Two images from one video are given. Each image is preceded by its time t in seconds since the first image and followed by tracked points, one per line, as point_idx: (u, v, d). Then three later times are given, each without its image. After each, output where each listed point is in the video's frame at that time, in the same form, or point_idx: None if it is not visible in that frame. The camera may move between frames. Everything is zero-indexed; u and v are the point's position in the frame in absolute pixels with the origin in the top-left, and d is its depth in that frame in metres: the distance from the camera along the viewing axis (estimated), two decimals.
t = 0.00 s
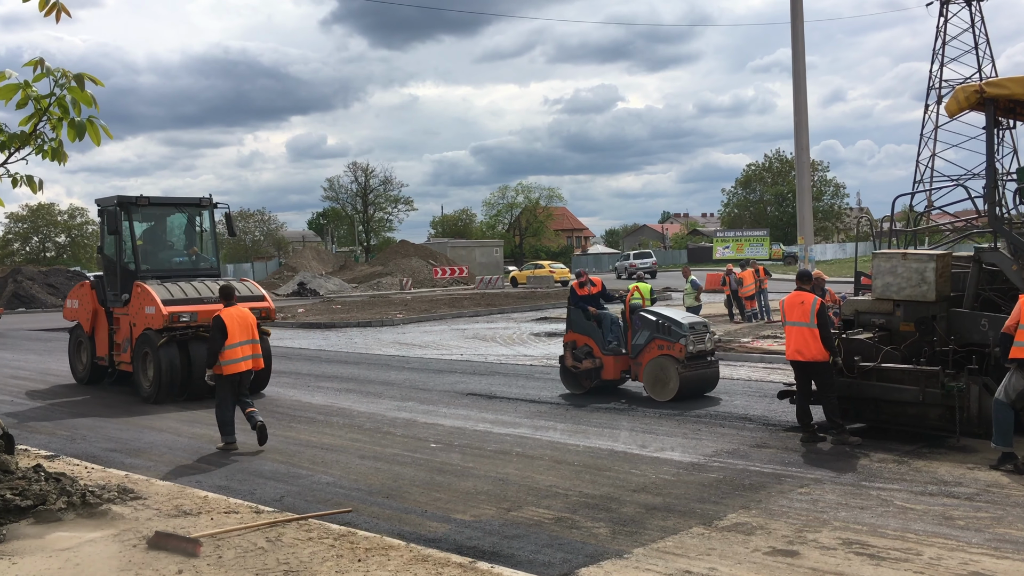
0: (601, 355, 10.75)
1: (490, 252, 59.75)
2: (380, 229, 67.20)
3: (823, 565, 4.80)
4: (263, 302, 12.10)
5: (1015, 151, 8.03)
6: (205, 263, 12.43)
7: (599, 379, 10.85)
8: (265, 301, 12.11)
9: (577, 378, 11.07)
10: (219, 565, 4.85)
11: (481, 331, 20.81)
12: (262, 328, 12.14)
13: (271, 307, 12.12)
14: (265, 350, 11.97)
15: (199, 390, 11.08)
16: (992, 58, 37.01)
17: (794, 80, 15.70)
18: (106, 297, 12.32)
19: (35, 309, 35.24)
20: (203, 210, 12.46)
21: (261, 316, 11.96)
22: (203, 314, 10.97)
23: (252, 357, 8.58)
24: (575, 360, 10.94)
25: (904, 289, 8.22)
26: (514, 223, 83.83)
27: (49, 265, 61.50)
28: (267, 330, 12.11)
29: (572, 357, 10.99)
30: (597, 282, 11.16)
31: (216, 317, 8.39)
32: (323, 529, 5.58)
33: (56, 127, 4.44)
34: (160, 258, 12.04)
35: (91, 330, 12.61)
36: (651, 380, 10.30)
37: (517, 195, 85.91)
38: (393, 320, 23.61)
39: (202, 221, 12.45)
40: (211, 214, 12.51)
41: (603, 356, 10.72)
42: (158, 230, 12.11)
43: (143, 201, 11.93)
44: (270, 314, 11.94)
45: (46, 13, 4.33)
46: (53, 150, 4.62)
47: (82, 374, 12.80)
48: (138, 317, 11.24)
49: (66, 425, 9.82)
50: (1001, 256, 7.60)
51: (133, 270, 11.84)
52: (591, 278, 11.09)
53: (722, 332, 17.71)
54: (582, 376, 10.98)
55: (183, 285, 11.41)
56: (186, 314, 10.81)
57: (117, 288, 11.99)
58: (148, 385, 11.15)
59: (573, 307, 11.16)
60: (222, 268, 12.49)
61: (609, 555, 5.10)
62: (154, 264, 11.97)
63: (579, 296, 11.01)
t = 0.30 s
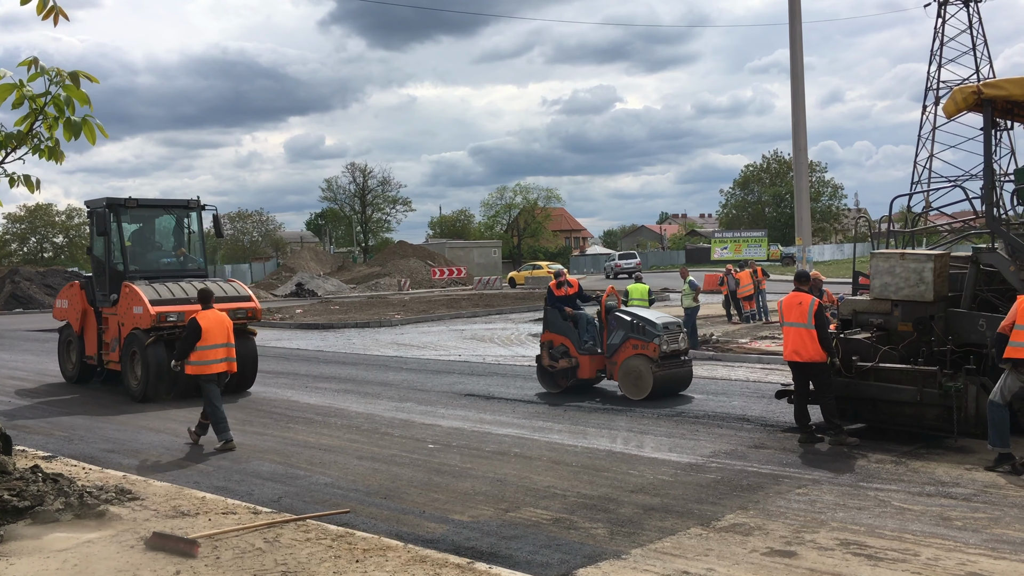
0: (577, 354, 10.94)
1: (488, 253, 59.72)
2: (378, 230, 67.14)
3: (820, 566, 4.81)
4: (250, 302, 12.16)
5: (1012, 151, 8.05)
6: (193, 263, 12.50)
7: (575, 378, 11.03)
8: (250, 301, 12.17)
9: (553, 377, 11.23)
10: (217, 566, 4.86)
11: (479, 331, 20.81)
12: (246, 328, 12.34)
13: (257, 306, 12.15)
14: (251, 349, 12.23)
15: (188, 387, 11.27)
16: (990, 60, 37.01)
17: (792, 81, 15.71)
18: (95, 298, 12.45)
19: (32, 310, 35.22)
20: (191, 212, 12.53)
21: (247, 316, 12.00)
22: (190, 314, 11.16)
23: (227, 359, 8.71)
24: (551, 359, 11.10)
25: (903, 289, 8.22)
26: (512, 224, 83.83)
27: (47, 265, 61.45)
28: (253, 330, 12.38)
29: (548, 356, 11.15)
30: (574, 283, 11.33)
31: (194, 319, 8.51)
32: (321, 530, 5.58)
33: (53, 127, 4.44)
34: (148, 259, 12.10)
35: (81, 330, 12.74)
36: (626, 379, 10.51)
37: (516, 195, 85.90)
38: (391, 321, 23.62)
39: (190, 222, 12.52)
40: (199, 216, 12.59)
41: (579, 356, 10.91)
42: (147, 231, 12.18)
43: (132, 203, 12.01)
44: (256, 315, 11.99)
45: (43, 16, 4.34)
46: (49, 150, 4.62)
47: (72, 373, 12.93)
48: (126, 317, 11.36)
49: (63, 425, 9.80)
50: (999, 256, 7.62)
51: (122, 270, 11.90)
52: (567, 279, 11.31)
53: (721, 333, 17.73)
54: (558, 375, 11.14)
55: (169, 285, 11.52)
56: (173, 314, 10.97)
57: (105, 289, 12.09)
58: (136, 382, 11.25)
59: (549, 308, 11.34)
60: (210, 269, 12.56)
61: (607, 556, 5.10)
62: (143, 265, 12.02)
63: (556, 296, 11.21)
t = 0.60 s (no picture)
0: (553, 353, 11.14)
1: (486, 252, 59.67)
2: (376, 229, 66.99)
3: (818, 565, 4.81)
4: (235, 301, 12.34)
5: (1010, 151, 8.07)
6: (180, 263, 12.74)
7: (551, 377, 11.22)
8: (237, 301, 12.35)
9: (530, 376, 11.43)
10: (215, 565, 4.85)
11: (477, 331, 20.80)
12: (232, 326, 12.57)
13: (243, 305, 12.34)
14: (238, 347, 12.49)
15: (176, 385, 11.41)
16: (988, 60, 37.00)
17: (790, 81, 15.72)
18: (84, 297, 12.56)
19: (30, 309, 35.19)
20: (178, 212, 12.78)
21: (232, 315, 12.18)
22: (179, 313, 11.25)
23: (203, 354, 9.03)
24: (528, 358, 11.32)
25: (900, 288, 8.23)
26: (510, 224, 83.80)
27: (45, 265, 61.37)
28: (239, 328, 12.63)
29: (525, 355, 11.36)
30: (550, 283, 11.52)
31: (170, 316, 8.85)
32: (318, 529, 5.57)
33: (49, 127, 4.44)
34: (136, 259, 12.33)
35: (69, 329, 12.85)
36: (601, 377, 10.71)
37: (514, 195, 85.88)
38: (389, 320, 23.62)
39: (177, 222, 12.76)
40: (185, 217, 12.83)
41: (555, 354, 11.12)
42: (134, 232, 12.40)
43: (120, 203, 12.22)
44: (242, 313, 12.18)
45: (40, 15, 4.34)
46: (47, 149, 4.62)
47: (60, 371, 13.02)
48: (114, 316, 11.43)
49: (61, 425, 9.78)
50: (997, 256, 7.62)
51: (110, 270, 12.11)
52: (545, 278, 11.52)
53: (719, 333, 17.72)
54: (535, 373, 11.34)
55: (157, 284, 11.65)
56: (161, 313, 11.04)
57: (94, 288, 12.25)
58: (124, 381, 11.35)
59: (527, 307, 11.55)
60: (197, 268, 12.81)
61: (604, 556, 5.09)
62: (131, 264, 12.25)
63: (533, 296, 11.41)
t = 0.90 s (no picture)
0: (530, 351, 11.34)
1: (485, 251, 59.60)
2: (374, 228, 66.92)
3: (817, 563, 4.81)
4: (223, 299, 12.55)
5: (1008, 150, 8.07)
6: (168, 262, 12.87)
7: (528, 374, 11.45)
8: (224, 300, 12.53)
9: (507, 372, 11.65)
10: (213, 564, 4.85)
11: (476, 330, 20.80)
12: (218, 324, 12.63)
13: (230, 304, 12.50)
14: (226, 345, 12.60)
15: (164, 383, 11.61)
16: (987, 56, 36.96)
17: (789, 80, 15.72)
18: (73, 295, 12.66)
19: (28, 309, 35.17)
20: (166, 212, 12.90)
21: (220, 313, 12.35)
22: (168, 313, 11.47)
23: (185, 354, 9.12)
24: (505, 355, 11.51)
25: (899, 286, 8.23)
26: (509, 222, 83.75)
27: (43, 264, 61.32)
28: (226, 325, 12.73)
29: (502, 352, 11.55)
30: (527, 281, 11.72)
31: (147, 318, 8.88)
32: (317, 528, 5.57)
33: (47, 124, 4.43)
34: (125, 259, 12.44)
35: (59, 327, 12.95)
36: (577, 374, 10.94)
37: (513, 193, 85.86)
38: (388, 319, 23.61)
39: (165, 222, 12.86)
40: (174, 216, 12.94)
41: (532, 352, 11.32)
42: (123, 232, 12.51)
43: (109, 203, 12.30)
44: (229, 311, 12.33)
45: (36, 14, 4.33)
46: (45, 147, 4.61)
47: (50, 368, 13.13)
48: (103, 315, 11.52)
49: (60, 424, 9.76)
50: (995, 254, 7.62)
51: (99, 270, 12.21)
52: (521, 277, 11.70)
53: (718, 332, 17.70)
54: (512, 371, 11.54)
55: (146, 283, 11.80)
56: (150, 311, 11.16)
57: (83, 287, 12.35)
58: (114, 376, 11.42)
59: (503, 305, 11.73)
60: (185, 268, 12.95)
61: (603, 554, 5.10)
62: (120, 264, 12.37)
63: (510, 294, 11.59)
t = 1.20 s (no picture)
0: (507, 348, 11.56)
1: (484, 249, 59.55)
2: (372, 226, 66.87)
3: (816, 561, 4.81)
4: (210, 298, 12.72)
5: (1007, 147, 8.07)
6: (157, 262, 12.98)
7: (505, 370, 11.68)
8: (212, 297, 12.69)
9: (484, 369, 11.85)
10: (213, 562, 4.85)
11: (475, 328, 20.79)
12: (206, 321, 12.77)
13: (218, 301, 12.65)
14: (213, 342, 12.77)
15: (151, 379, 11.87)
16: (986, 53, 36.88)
17: (788, 78, 15.72)
18: (64, 294, 12.68)
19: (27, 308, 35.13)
20: (155, 212, 13.00)
21: (208, 312, 12.47)
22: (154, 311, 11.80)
23: (157, 350, 9.34)
24: (482, 353, 11.73)
25: (898, 283, 8.23)
26: (507, 221, 83.73)
27: (42, 263, 61.25)
28: (214, 323, 12.84)
29: (479, 350, 11.77)
30: (505, 280, 11.99)
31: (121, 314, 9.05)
32: (316, 526, 5.57)
33: (46, 119, 4.43)
34: (114, 258, 12.55)
35: (50, 325, 12.98)
36: (553, 370, 11.20)
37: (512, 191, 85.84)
38: (387, 318, 23.60)
39: (154, 222, 12.98)
40: (163, 216, 13.06)
41: (509, 349, 11.54)
42: (113, 231, 12.61)
43: (99, 203, 12.40)
44: (217, 309, 12.45)
45: (34, 12, 4.33)
46: (44, 142, 4.61)
47: (42, 367, 13.20)
48: (94, 313, 11.54)
49: (58, 423, 9.75)
50: (993, 252, 7.62)
51: (89, 269, 12.31)
52: (499, 276, 11.96)
53: (717, 329, 17.70)
54: (489, 367, 11.75)
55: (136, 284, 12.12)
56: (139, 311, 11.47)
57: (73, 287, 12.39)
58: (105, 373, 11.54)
59: (481, 304, 11.96)
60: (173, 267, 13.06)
61: (603, 552, 5.10)
62: (109, 263, 12.48)
63: (488, 293, 11.84)
